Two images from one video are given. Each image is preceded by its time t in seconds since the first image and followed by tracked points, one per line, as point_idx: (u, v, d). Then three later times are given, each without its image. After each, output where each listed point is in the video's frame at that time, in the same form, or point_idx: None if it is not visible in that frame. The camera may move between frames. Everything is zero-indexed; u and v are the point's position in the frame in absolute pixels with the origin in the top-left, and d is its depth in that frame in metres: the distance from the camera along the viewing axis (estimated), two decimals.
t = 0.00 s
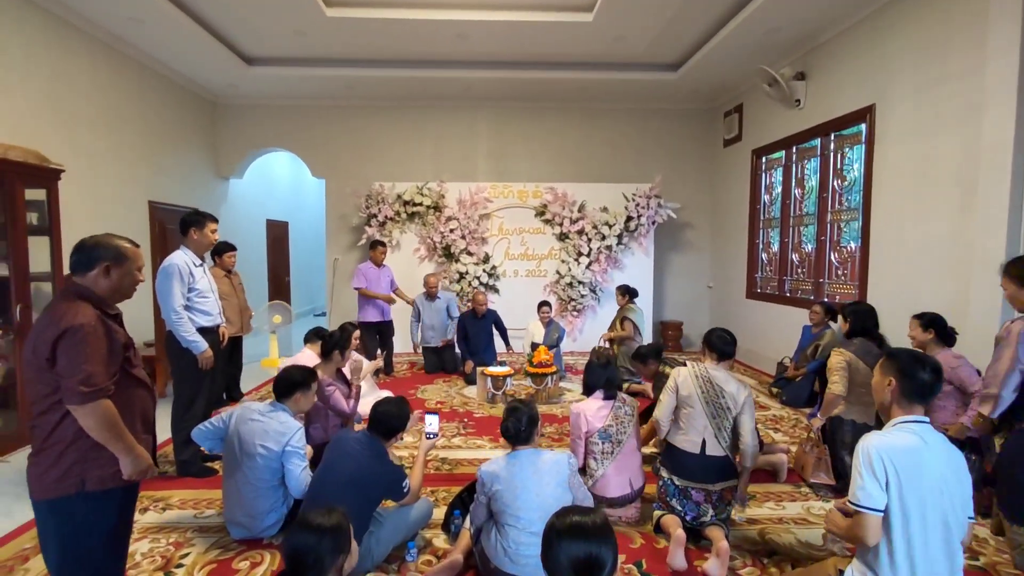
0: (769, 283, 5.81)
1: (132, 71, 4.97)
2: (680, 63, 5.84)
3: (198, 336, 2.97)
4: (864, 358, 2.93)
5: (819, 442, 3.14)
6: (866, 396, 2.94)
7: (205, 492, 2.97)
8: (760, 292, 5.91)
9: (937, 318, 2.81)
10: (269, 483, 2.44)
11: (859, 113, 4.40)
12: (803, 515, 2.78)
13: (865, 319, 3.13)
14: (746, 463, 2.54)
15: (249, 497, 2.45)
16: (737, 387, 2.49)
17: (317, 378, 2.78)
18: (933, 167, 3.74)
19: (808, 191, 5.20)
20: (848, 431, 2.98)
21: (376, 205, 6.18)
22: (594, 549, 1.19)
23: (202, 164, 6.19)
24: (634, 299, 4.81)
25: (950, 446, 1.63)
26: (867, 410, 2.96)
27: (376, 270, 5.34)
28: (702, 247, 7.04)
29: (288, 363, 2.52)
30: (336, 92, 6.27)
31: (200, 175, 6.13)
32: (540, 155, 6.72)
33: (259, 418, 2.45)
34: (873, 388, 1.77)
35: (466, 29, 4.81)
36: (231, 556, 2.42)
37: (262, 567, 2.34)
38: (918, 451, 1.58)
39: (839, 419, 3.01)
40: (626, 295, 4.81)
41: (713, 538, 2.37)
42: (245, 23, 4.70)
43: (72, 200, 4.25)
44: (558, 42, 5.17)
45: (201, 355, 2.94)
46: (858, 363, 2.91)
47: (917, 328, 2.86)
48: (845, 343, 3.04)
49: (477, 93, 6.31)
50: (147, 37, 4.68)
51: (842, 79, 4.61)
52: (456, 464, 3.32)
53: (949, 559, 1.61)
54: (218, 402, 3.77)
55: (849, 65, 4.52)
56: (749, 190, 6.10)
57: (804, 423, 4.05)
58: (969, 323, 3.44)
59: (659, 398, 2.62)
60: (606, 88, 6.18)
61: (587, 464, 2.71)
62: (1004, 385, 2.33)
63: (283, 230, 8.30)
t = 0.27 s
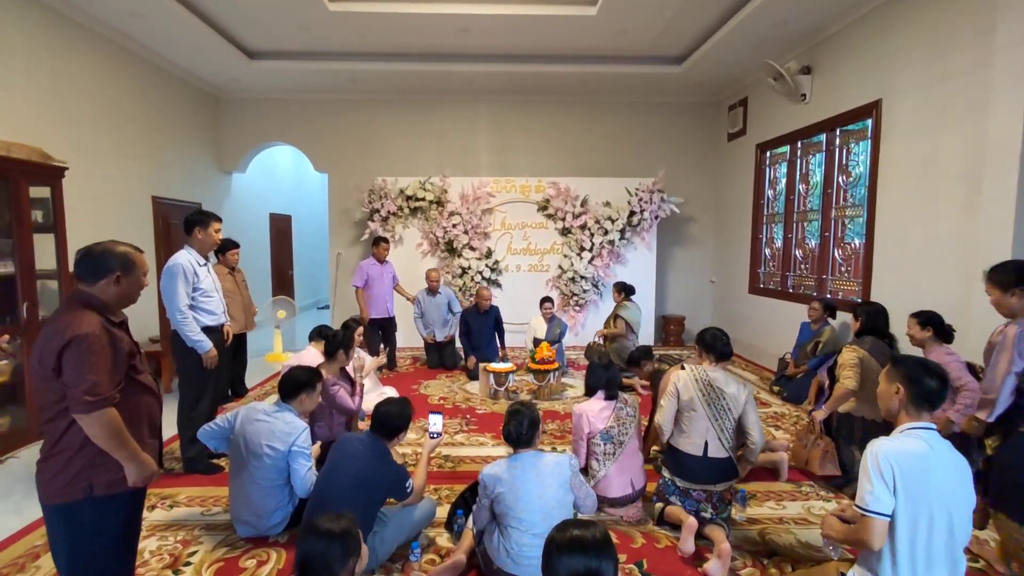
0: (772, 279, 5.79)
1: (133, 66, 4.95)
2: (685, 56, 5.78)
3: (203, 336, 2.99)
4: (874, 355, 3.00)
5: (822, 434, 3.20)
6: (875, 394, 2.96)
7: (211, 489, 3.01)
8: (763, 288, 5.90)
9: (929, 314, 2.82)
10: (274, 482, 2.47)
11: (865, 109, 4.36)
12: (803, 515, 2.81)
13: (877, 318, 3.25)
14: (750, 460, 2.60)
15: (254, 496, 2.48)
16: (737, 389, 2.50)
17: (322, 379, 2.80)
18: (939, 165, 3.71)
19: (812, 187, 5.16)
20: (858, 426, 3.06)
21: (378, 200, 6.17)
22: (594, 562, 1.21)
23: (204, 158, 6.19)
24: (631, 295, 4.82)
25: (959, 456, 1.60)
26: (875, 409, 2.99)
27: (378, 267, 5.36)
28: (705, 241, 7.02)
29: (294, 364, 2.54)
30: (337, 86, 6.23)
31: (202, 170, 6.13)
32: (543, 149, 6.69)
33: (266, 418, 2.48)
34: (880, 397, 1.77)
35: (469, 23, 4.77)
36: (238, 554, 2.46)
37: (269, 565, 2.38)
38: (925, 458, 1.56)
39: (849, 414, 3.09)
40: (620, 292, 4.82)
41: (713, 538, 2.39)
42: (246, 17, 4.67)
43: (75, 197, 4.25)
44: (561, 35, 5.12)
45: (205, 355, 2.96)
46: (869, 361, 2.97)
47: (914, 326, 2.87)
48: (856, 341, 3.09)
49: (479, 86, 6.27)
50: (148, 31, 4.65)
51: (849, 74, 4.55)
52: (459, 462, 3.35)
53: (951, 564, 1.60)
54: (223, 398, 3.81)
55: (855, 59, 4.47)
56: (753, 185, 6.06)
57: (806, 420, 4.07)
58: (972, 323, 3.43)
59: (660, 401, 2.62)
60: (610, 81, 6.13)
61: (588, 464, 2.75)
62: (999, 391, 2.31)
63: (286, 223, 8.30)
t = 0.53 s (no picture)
0: (772, 276, 5.79)
1: (133, 61, 4.93)
2: (687, 52, 5.75)
3: (204, 335, 3.00)
4: (871, 351, 3.05)
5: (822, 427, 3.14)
6: (870, 388, 3.04)
7: (215, 486, 3.04)
8: (763, 285, 5.90)
9: (932, 317, 2.81)
10: (277, 479, 2.50)
11: (867, 107, 4.35)
12: (800, 514, 2.83)
13: (877, 316, 3.29)
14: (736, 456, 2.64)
15: (257, 493, 2.51)
16: (718, 386, 2.53)
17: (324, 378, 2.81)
18: (941, 165, 3.71)
19: (813, 185, 5.16)
20: (849, 424, 3.12)
21: (379, 196, 6.17)
22: (596, 569, 1.23)
23: (205, 153, 6.18)
24: (615, 293, 4.81)
25: (958, 463, 1.62)
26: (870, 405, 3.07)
27: (378, 264, 5.37)
28: (705, 238, 7.02)
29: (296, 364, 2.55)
30: (338, 81, 6.21)
31: (203, 165, 6.12)
32: (544, 145, 6.67)
33: (270, 416, 2.50)
34: (882, 405, 1.78)
35: (470, 19, 4.75)
36: (241, 551, 2.49)
37: (272, 562, 2.41)
38: (924, 463, 1.59)
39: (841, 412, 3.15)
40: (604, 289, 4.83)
41: (708, 536, 2.42)
42: (245, 12, 4.64)
43: (77, 194, 4.26)
44: (563, 31, 5.09)
45: (206, 354, 2.97)
46: (864, 358, 3.01)
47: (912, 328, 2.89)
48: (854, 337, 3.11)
49: (480, 82, 6.25)
50: (147, 26, 4.63)
51: (851, 71, 4.54)
52: (460, 459, 3.37)
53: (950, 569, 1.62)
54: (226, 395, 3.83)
55: (858, 57, 4.45)
56: (755, 182, 6.05)
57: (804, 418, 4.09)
58: (971, 323, 3.44)
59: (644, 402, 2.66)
60: (611, 77, 6.10)
61: (586, 459, 2.76)
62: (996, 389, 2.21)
63: (286, 218, 8.30)
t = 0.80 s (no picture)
0: (772, 275, 5.81)
1: (134, 57, 4.92)
2: (688, 50, 5.74)
3: (206, 333, 3.02)
4: (853, 351, 3.32)
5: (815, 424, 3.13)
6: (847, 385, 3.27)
7: (217, 482, 3.06)
8: (763, 284, 5.91)
9: (926, 318, 2.94)
10: (278, 476, 2.52)
11: (868, 107, 4.35)
12: (797, 512, 2.86)
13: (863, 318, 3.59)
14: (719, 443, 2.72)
15: (258, 489, 2.53)
16: (696, 379, 2.61)
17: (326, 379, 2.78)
18: (941, 165, 3.71)
19: (813, 184, 5.16)
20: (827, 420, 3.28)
21: (380, 193, 6.17)
22: (600, 568, 1.25)
23: (205, 150, 6.18)
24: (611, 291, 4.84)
25: (933, 460, 1.64)
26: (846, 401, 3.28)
27: (378, 260, 5.39)
28: (705, 236, 7.03)
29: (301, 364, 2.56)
30: (339, 77, 6.21)
31: (204, 162, 6.12)
32: (544, 143, 6.67)
33: (270, 415, 2.51)
34: (857, 408, 1.81)
35: (471, 16, 4.74)
36: (244, 547, 2.52)
37: (274, 558, 2.43)
38: (897, 461, 1.61)
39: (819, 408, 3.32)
40: (602, 288, 4.84)
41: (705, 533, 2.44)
42: (246, 9, 4.64)
43: (78, 190, 4.27)
44: (564, 28, 5.08)
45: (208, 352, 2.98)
46: (846, 355, 3.29)
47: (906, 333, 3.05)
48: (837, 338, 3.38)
49: (481, 79, 6.24)
50: (147, 22, 4.62)
51: (853, 70, 4.53)
52: (460, 456, 3.40)
53: (935, 567, 1.63)
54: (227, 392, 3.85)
55: (859, 56, 4.45)
56: (755, 180, 6.06)
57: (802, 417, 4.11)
58: (969, 323, 3.46)
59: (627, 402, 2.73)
60: (612, 74, 6.10)
61: (580, 442, 2.90)
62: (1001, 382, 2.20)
63: (287, 215, 8.31)
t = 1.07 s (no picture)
0: (772, 272, 5.80)
1: (134, 52, 4.91)
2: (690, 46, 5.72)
3: (206, 329, 3.02)
4: (830, 344, 3.33)
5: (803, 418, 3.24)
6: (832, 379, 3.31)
7: (217, 477, 3.07)
8: (763, 281, 5.91)
9: (921, 313, 2.95)
10: (279, 472, 2.53)
11: (869, 104, 4.34)
12: (796, 508, 2.87)
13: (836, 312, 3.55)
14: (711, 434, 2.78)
15: (259, 485, 2.54)
16: (691, 373, 2.65)
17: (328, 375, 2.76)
18: (942, 162, 3.71)
19: (814, 181, 5.16)
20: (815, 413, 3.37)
21: (380, 189, 6.17)
22: (609, 562, 1.26)
23: (205, 145, 6.16)
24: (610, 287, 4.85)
25: (920, 457, 1.65)
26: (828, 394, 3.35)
27: (379, 256, 5.38)
28: (705, 233, 7.02)
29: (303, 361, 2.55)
30: (339, 73, 6.19)
31: (204, 157, 6.11)
32: (545, 139, 6.66)
33: (271, 411, 2.52)
34: (843, 407, 1.82)
35: (472, 12, 4.73)
36: (244, 542, 2.53)
37: (275, 553, 2.45)
38: (884, 459, 1.61)
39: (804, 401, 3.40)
40: (600, 284, 4.83)
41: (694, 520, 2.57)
42: (246, 4, 4.62)
43: (77, 186, 4.26)
44: (565, 24, 5.07)
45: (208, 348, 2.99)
46: (824, 348, 3.31)
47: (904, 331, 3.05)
48: (813, 333, 3.41)
49: (482, 75, 6.22)
50: (147, 17, 4.61)
51: (854, 67, 4.52)
52: (459, 452, 3.41)
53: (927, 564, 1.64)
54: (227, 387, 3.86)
55: (861, 53, 4.44)
56: (756, 177, 6.05)
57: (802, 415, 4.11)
58: (969, 321, 3.45)
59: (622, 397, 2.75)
60: (614, 71, 6.08)
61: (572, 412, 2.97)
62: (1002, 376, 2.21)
63: (287, 211, 8.30)
